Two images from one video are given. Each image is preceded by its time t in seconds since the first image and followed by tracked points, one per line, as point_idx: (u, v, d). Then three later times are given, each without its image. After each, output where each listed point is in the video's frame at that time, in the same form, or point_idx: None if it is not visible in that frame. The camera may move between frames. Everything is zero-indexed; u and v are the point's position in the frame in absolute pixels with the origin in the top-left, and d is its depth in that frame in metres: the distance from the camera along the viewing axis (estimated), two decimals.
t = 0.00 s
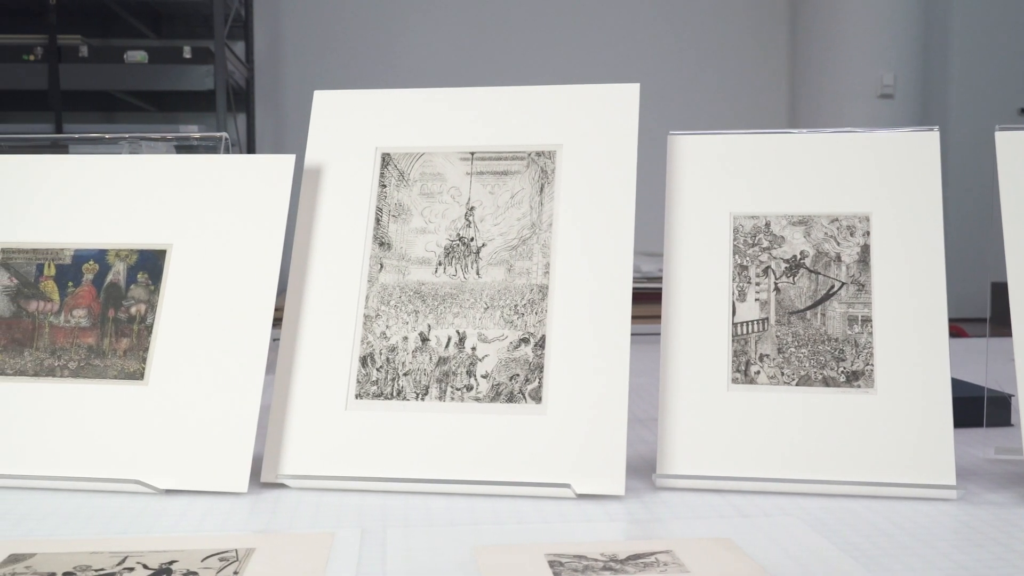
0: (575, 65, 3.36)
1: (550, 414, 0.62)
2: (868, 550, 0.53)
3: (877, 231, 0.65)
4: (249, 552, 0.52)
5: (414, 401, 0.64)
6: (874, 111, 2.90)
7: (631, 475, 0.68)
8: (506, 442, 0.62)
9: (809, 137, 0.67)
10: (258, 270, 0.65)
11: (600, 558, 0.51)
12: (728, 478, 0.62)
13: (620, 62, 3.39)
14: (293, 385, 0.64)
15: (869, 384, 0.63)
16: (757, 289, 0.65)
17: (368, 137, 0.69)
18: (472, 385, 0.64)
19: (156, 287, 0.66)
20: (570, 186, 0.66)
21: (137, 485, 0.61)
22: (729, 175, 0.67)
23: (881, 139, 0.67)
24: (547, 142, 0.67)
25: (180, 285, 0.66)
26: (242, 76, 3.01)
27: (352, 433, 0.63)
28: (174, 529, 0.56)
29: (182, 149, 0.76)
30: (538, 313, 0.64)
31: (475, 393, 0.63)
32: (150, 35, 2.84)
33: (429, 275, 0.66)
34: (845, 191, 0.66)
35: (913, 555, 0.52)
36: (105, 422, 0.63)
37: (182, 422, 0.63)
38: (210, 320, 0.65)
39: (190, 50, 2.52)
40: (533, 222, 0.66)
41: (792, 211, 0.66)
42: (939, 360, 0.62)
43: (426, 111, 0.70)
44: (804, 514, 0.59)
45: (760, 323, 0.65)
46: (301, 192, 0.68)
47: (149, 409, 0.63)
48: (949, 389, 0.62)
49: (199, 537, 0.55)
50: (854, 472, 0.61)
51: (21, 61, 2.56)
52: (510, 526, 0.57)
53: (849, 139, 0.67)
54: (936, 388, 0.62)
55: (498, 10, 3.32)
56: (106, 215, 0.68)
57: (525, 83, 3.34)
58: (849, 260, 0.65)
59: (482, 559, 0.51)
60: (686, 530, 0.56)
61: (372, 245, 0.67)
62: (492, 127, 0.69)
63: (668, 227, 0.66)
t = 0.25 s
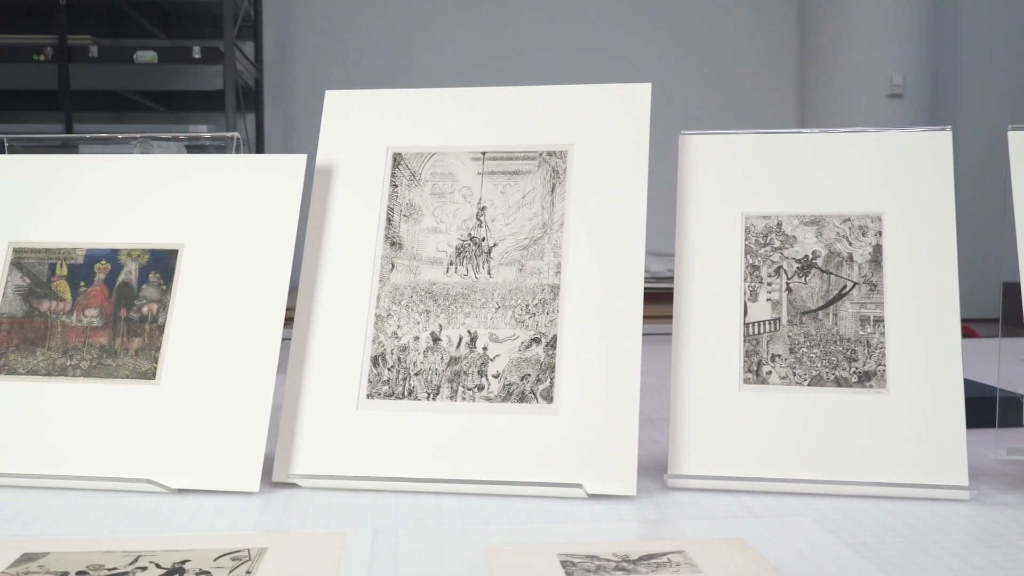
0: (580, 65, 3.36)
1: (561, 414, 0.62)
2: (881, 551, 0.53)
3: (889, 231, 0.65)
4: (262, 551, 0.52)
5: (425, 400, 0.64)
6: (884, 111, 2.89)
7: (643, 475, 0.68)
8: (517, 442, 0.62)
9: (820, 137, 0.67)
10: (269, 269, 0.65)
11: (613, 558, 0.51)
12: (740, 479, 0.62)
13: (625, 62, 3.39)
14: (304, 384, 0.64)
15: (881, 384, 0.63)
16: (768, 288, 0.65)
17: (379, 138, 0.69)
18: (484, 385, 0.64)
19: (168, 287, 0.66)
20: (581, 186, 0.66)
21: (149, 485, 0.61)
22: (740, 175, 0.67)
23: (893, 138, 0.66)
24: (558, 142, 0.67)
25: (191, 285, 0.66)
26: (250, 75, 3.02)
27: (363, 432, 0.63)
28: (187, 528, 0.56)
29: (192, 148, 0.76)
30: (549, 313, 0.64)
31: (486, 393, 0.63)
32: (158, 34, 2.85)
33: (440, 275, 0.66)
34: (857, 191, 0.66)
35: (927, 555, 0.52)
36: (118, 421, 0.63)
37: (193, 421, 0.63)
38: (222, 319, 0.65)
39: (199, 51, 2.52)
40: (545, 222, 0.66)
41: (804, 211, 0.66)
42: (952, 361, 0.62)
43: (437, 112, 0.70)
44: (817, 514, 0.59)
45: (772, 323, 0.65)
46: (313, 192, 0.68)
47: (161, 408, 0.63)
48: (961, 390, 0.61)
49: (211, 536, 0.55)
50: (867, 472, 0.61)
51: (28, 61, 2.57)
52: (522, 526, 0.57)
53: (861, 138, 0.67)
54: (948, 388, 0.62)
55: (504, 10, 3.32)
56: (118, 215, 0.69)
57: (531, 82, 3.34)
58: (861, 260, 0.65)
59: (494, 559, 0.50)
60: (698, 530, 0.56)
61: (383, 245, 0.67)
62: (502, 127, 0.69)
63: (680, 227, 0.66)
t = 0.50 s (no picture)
0: (585, 65, 3.36)
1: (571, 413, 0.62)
2: (892, 551, 0.52)
3: (899, 231, 0.65)
4: (273, 551, 0.52)
5: (435, 400, 0.64)
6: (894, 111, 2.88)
7: (652, 475, 0.68)
8: (527, 442, 0.61)
9: (830, 137, 0.67)
10: (279, 269, 0.65)
11: (624, 558, 0.51)
12: (750, 479, 0.62)
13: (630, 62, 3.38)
14: (314, 384, 0.64)
15: (892, 384, 0.63)
16: (778, 288, 0.65)
17: (389, 138, 0.70)
18: (494, 385, 0.64)
19: (178, 287, 0.66)
20: (591, 186, 0.66)
21: (159, 484, 0.61)
22: (750, 175, 0.67)
23: (904, 138, 0.66)
24: (568, 142, 0.67)
25: (201, 285, 0.66)
26: (258, 76, 3.03)
27: (373, 432, 0.63)
28: (197, 527, 0.56)
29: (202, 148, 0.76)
30: (559, 313, 0.64)
31: (496, 393, 0.63)
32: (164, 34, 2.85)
33: (450, 275, 0.66)
34: (867, 191, 0.66)
35: (938, 556, 0.52)
36: (129, 420, 0.63)
37: (203, 421, 0.63)
38: (233, 319, 0.65)
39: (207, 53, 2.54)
40: (555, 222, 0.66)
41: (814, 211, 0.66)
42: (963, 361, 0.62)
43: (447, 112, 0.70)
44: (828, 515, 0.59)
45: (782, 323, 0.65)
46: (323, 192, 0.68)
47: (171, 408, 0.63)
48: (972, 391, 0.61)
49: (221, 536, 0.55)
50: (877, 472, 0.61)
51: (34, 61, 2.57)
52: (532, 526, 0.57)
53: (872, 138, 0.67)
54: (959, 388, 0.61)
55: (510, 10, 3.32)
56: (128, 215, 0.69)
57: (537, 82, 3.34)
58: (871, 260, 0.65)
59: (505, 559, 0.50)
60: (708, 531, 0.56)
61: (393, 245, 0.67)
62: (512, 127, 0.69)
63: (690, 227, 0.66)
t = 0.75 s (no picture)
0: (591, 64, 3.36)
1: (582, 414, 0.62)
2: (905, 552, 0.52)
3: (911, 231, 0.65)
4: (284, 551, 0.52)
5: (446, 400, 0.64)
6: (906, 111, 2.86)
7: (663, 476, 0.68)
8: (537, 443, 0.61)
9: (842, 137, 0.67)
10: (290, 269, 0.65)
11: (636, 558, 0.51)
12: (761, 479, 0.62)
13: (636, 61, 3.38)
14: (325, 384, 0.64)
15: (903, 385, 0.62)
16: (790, 289, 0.65)
17: (400, 138, 0.70)
18: (505, 385, 0.64)
19: (189, 286, 0.66)
20: (602, 186, 0.66)
21: (170, 484, 0.61)
22: (761, 175, 0.67)
23: (916, 138, 0.66)
24: (579, 142, 0.67)
25: (212, 284, 0.66)
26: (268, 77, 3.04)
27: (384, 432, 0.63)
28: (208, 527, 0.56)
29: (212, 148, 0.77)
30: (570, 313, 0.64)
31: (507, 393, 0.63)
32: (172, 34, 2.86)
33: (461, 275, 0.66)
34: (878, 191, 0.66)
35: (951, 557, 0.52)
36: (139, 419, 0.63)
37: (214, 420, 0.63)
38: (244, 319, 0.65)
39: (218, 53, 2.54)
40: (566, 221, 0.66)
41: (826, 211, 0.66)
42: (975, 362, 0.62)
43: (458, 112, 0.70)
44: (840, 515, 0.58)
45: (794, 323, 0.65)
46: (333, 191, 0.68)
47: (182, 407, 0.63)
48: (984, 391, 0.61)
49: (232, 535, 0.55)
50: (889, 473, 0.61)
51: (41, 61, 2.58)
52: (543, 526, 0.57)
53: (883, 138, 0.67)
54: (971, 389, 0.61)
55: (516, 10, 3.32)
56: (139, 214, 0.69)
57: (544, 81, 3.34)
58: (883, 260, 0.65)
59: (517, 559, 0.50)
60: (719, 531, 0.56)
61: (404, 245, 0.67)
62: (523, 127, 0.69)
63: (700, 227, 0.66)
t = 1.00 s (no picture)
0: (596, 65, 3.35)
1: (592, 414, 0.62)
2: (917, 552, 0.52)
3: (922, 231, 0.65)
4: (295, 550, 0.52)
5: (456, 400, 0.64)
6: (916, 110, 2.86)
7: (673, 476, 0.68)
8: (548, 443, 0.61)
9: (852, 136, 0.67)
10: (300, 269, 0.65)
11: (647, 558, 0.51)
12: (772, 480, 0.61)
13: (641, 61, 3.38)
14: (335, 383, 0.64)
15: (915, 385, 0.62)
16: (801, 289, 0.65)
17: (410, 138, 0.70)
18: (515, 384, 0.64)
19: (200, 286, 0.66)
20: (613, 185, 0.66)
21: (181, 483, 0.61)
22: (772, 175, 0.67)
23: (927, 138, 0.66)
24: (590, 142, 0.67)
25: (222, 284, 0.66)
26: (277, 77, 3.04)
27: (394, 432, 0.63)
28: (219, 526, 0.56)
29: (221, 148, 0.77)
30: (581, 313, 0.64)
31: (517, 393, 0.63)
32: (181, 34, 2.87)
33: (472, 275, 0.66)
34: (889, 191, 0.66)
35: (963, 557, 0.51)
36: (150, 419, 0.63)
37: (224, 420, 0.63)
38: (254, 319, 0.65)
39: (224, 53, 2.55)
40: (576, 221, 0.66)
41: (837, 211, 0.66)
42: (987, 362, 0.61)
43: (468, 112, 0.70)
44: (852, 515, 0.58)
45: (805, 323, 0.65)
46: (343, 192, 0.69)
47: (193, 407, 0.63)
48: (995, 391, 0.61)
49: (243, 535, 0.55)
50: (901, 473, 0.61)
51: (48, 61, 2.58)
52: (554, 526, 0.57)
53: (894, 138, 0.67)
54: (982, 389, 0.61)
55: (522, 10, 3.32)
56: (150, 214, 0.69)
57: (550, 80, 3.33)
58: (894, 260, 0.65)
59: (529, 559, 0.50)
60: (730, 531, 0.56)
61: (414, 244, 0.67)
62: (534, 127, 0.69)
63: (711, 227, 0.66)
